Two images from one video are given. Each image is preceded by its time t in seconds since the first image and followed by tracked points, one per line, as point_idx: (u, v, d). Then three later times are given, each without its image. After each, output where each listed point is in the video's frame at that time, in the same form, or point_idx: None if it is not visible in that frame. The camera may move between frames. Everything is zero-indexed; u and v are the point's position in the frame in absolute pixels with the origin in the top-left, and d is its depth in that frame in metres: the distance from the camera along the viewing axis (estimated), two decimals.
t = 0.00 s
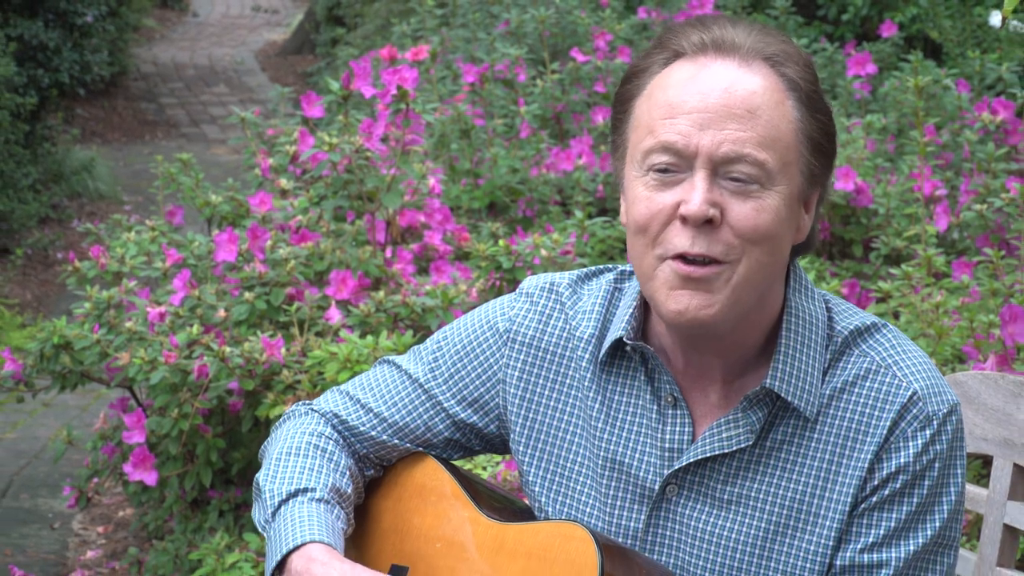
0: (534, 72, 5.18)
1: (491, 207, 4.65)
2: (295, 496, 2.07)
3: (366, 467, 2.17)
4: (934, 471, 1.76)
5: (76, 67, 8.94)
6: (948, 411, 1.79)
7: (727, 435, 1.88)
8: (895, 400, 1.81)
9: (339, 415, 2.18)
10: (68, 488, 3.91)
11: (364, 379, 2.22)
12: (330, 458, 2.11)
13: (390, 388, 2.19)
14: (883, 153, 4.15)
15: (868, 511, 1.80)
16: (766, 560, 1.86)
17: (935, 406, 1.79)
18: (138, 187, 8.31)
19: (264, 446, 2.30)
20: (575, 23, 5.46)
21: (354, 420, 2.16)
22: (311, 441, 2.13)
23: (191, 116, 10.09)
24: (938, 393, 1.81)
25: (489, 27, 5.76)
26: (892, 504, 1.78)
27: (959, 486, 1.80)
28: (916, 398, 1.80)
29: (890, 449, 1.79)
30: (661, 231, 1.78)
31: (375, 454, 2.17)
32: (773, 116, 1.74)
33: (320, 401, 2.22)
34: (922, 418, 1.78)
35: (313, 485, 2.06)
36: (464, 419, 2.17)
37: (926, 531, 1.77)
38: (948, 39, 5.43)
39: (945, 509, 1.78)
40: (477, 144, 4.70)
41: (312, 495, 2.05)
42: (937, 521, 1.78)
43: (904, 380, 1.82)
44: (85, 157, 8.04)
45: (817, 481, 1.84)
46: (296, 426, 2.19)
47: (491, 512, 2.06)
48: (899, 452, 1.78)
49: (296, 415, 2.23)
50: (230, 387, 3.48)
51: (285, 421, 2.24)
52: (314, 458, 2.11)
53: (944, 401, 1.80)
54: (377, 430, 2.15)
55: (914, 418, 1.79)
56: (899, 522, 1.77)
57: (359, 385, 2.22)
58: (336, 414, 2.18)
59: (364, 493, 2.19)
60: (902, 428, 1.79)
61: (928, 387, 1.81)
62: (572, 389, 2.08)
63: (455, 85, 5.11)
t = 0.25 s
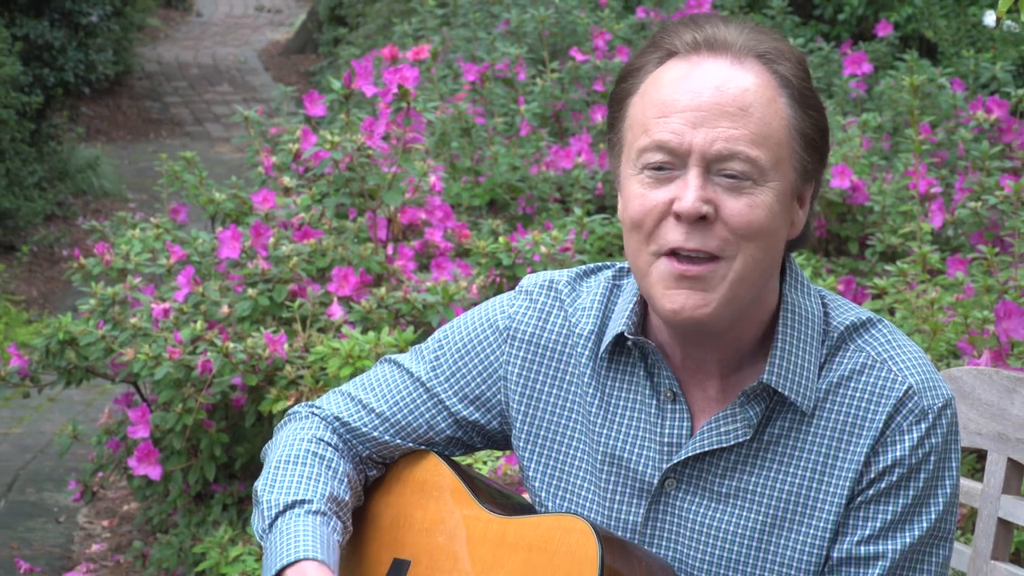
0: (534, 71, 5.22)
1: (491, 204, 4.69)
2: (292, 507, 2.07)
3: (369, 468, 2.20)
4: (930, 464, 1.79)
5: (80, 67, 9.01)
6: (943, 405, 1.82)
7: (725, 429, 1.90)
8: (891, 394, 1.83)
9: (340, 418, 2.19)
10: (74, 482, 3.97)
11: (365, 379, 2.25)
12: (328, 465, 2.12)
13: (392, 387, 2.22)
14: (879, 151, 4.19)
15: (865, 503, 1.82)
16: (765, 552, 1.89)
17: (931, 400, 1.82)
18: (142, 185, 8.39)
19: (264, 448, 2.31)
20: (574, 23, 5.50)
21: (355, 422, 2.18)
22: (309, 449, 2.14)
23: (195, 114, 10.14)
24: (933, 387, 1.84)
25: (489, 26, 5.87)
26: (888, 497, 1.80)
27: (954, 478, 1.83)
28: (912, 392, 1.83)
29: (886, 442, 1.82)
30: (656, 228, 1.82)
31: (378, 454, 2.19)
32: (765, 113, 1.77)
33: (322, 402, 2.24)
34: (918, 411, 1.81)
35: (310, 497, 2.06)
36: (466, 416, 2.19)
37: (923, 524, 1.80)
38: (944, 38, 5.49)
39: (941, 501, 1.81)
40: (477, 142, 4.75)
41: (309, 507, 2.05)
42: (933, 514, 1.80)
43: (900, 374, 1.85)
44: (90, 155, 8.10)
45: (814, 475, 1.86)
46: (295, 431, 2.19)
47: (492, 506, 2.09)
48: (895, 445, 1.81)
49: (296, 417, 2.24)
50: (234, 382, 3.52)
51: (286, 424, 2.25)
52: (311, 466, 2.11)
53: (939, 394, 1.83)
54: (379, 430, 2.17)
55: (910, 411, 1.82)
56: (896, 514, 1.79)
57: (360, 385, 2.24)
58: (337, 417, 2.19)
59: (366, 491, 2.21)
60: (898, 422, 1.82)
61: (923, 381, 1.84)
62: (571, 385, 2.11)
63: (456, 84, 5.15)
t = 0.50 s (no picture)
0: (534, 69, 5.27)
1: (492, 201, 4.75)
2: (292, 501, 2.11)
3: (369, 463, 2.24)
4: (921, 458, 1.81)
5: (86, 65, 9.10)
6: (934, 400, 1.84)
7: (718, 424, 1.93)
8: (882, 390, 1.86)
9: (341, 414, 2.23)
10: (79, 475, 4.01)
11: (367, 376, 2.29)
12: (328, 459, 2.16)
13: (391, 383, 2.26)
14: (874, 149, 4.25)
15: (857, 497, 1.85)
16: (757, 545, 1.91)
17: (922, 395, 1.84)
18: (147, 181, 8.44)
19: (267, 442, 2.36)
20: (573, 21, 5.55)
21: (356, 417, 2.22)
22: (310, 444, 2.18)
23: (199, 111, 10.18)
24: (924, 382, 1.86)
25: (489, 25, 5.96)
26: (880, 491, 1.83)
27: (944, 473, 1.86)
28: (903, 387, 1.85)
29: (877, 437, 1.84)
30: (632, 226, 1.87)
31: (378, 449, 2.23)
32: (742, 116, 1.81)
33: (323, 398, 2.28)
34: (908, 406, 1.83)
35: (309, 491, 2.11)
36: (464, 411, 2.24)
37: (914, 518, 1.82)
38: (939, 37, 5.55)
39: (931, 496, 1.83)
40: (478, 139, 4.80)
41: (309, 501, 2.10)
42: (924, 508, 1.82)
43: (891, 370, 1.87)
44: (95, 152, 8.14)
45: (806, 469, 1.89)
46: (298, 426, 2.24)
47: (491, 499, 2.13)
48: (886, 440, 1.83)
49: (298, 412, 2.29)
50: (237, 376, 3.57)
51: (289, 419, 2.30)
52: (312, 460, 2.16)
53: (929, 390, 1.85)
54: (379, 426, 2.22)
55: (901, 406, 1.84)
56: (887, 508, 1.82)
57: (361, 382, 2.29)
58: (338, 413, 2.24)
59: (366, 486, 2.26)
60: (889, 417, 1.84)
61: (914, 376, 1.86)
62: (568, 380, 2.14)
63: (457, 82, 5.20)
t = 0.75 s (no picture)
0: (534, 67, 5.32)
1: (493, 197, 4.80)
2: (282, 506, 2.14)
3: (370, 456, 2.28)
4: (915, 451, 1.84)
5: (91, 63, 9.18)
6: (927, 394, 1.87)
7: (714, 418, 1.97)
8: (877, 383, 1.88)
9: (340, 411, 2.27)
10: (84, 467, 4.07)
11: (365, 371, 2.33)
12: (321, 461, 2.20)
13: (391, 378, 2.30)
14: (869, 145, 4.32)
15: (851, 489, 1.88)
16: (754, 537, 1.94)
17: (915, 389, 1.87)
18: (152, 177, 8.50)
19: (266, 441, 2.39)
20: (572, 20, 5.60)
21: (355, 414, 2.27)
22: (303, 447, 2.22)
23: (202, 109, 10.23)
24: (917, 376, 1.89)
25: (488, 24, 6.03)
26: (874, 484, 1.85)
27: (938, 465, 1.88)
28: (896, 381, 1.88)
29: (871, 430, 1.87)
30: (648, 240, 1.87)
31: (379, 444, 2.28)
32: (748, 122, 1.82)
33: (323, 395, 2.32)
34: (902, 400, 1.86)
35: (298, 495, 2.14)
36: (463, 406, 2.29)
37: (908, 510, 1.85)
38: (933, 35, 5.62)
39: (925, 488, 1.85)
40: (478, 136, 4.85)
41: (298, 506, 2.13)
42: (918, 501, 1.85)
43: (885, 364, 1.90)
44: (100, 149, 8.19)
45: (801, 461, 1.92)
46: (295, 426, 2.28)
47: (490, 491, 2.17)
48: (880, 433, 1.86)
49: (297, 411, 2.33)
50: (241, 369, 3.62)
51: (287, 417, 2.34)
52: (303, 463, 2.19)
53: (923, 384, 1.88)
54: (379, 421, 2.26)
55: (895, 400, 1.87)
56: (881, 500, 1.84)
57: (360, 377, 2.33)
58: (337, 411, 2.28)
59: (366, 479, 2.31)
60: (883, 410, 1.87)
61: (908, 371, 1.89)
62: (565, 375, 2.18)
63: (457, 80, 5.25)
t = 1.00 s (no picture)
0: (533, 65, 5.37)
1: (493, 193, 4.85)
2: (287, 498, 2.19)
3: (371, 450, 2.34)
4: (907, 444, 1.87)
5: (97, 61, 9.21)
6: (919, 387, 1.90)
7: (709, 412, 2.00)
8: (869, 377, 1.92)
9: (342, 405, 2.33)
10: (90, 460, 4.13)
11: (366, 366, 2.39)
12: (325, 455, 2.25)
13: (391, 373, 2.36)
14: (864, 142, 4.37)
15: (844, 482, 1.91)
16: (749, 529, 1.98)
17: (907, 382, 1.90)
18: (157, 174, 8.56)
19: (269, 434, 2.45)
20: (571, 18, 5.65)
21: (356, 407, 2.32)
22: (306, 440, 2.27)
23: (207, 106, 10.28)
24: (909, 369, 1.92)
25: (489, 22, 6.08)
26: (867, 476, 1.89)
27: (930, 457, 1.91)
28: (889, 375, 1.91)
29: (863, 423, 1.91)
30: (658, 240, 1.89)
31: (380, 437, 2.33)
32: (759, 126, 1.82)
33: (324, 389, 2.38)
34: (894, 393, 1.90)
35: (303, 488, 2.19)
36: (462, 400, 2.34)
37: (901, 502, 1.88)
38: (927, 33, 5.68)
39: (918, 480, 1.88)
40: (478, 133, 4.90)
41: (303, 498, 2.17)
42: (911, 493, 1.88)
43: (877, 358, 1.93)
44: (106, 146, 8.24)
45: (795, 455, 1.96)
46: (297, 419, 2.33)
47: (490, 484, 2.22)
48: (872, 426, 1.90)
49: (299, 405, 2.38)
50: (244, 364, 3.67)
51: (289, 411, 2.39)
52: (308, 457, 2.24)
53: (915, 376, 1.91)
54: (380, 415, 2.31)
55: (887, 393, 1.90)
56: (873, 493, 1.88)
57: (361, 372, 2.38)
58: (339, 404, 2.33)
59: (367, 473, 2.36)
60: (876, 404, 1.91)
61: (900, 364, 1.92)
62: (563, 371, 2.23)
63: (458, 78, 5.30)
